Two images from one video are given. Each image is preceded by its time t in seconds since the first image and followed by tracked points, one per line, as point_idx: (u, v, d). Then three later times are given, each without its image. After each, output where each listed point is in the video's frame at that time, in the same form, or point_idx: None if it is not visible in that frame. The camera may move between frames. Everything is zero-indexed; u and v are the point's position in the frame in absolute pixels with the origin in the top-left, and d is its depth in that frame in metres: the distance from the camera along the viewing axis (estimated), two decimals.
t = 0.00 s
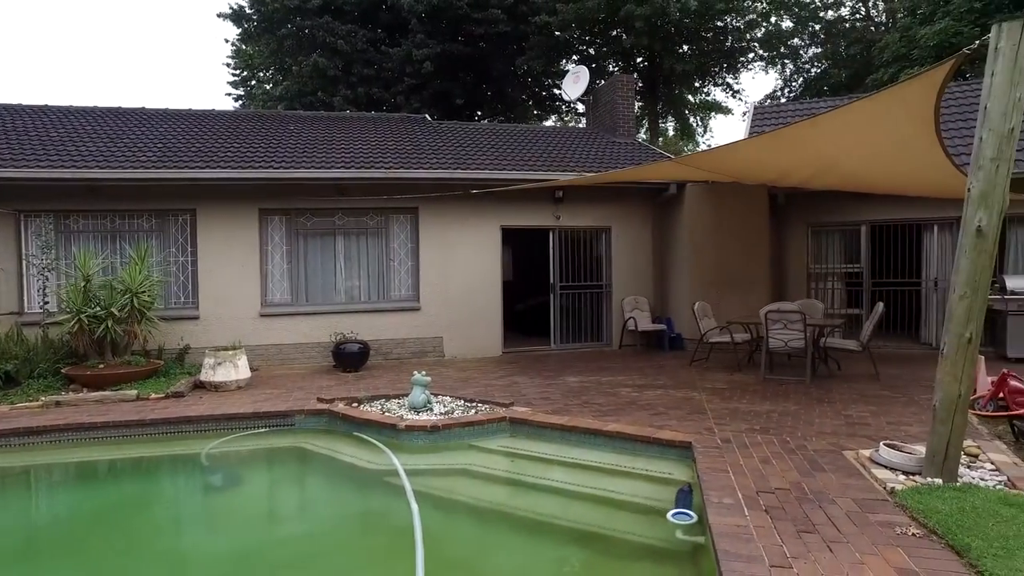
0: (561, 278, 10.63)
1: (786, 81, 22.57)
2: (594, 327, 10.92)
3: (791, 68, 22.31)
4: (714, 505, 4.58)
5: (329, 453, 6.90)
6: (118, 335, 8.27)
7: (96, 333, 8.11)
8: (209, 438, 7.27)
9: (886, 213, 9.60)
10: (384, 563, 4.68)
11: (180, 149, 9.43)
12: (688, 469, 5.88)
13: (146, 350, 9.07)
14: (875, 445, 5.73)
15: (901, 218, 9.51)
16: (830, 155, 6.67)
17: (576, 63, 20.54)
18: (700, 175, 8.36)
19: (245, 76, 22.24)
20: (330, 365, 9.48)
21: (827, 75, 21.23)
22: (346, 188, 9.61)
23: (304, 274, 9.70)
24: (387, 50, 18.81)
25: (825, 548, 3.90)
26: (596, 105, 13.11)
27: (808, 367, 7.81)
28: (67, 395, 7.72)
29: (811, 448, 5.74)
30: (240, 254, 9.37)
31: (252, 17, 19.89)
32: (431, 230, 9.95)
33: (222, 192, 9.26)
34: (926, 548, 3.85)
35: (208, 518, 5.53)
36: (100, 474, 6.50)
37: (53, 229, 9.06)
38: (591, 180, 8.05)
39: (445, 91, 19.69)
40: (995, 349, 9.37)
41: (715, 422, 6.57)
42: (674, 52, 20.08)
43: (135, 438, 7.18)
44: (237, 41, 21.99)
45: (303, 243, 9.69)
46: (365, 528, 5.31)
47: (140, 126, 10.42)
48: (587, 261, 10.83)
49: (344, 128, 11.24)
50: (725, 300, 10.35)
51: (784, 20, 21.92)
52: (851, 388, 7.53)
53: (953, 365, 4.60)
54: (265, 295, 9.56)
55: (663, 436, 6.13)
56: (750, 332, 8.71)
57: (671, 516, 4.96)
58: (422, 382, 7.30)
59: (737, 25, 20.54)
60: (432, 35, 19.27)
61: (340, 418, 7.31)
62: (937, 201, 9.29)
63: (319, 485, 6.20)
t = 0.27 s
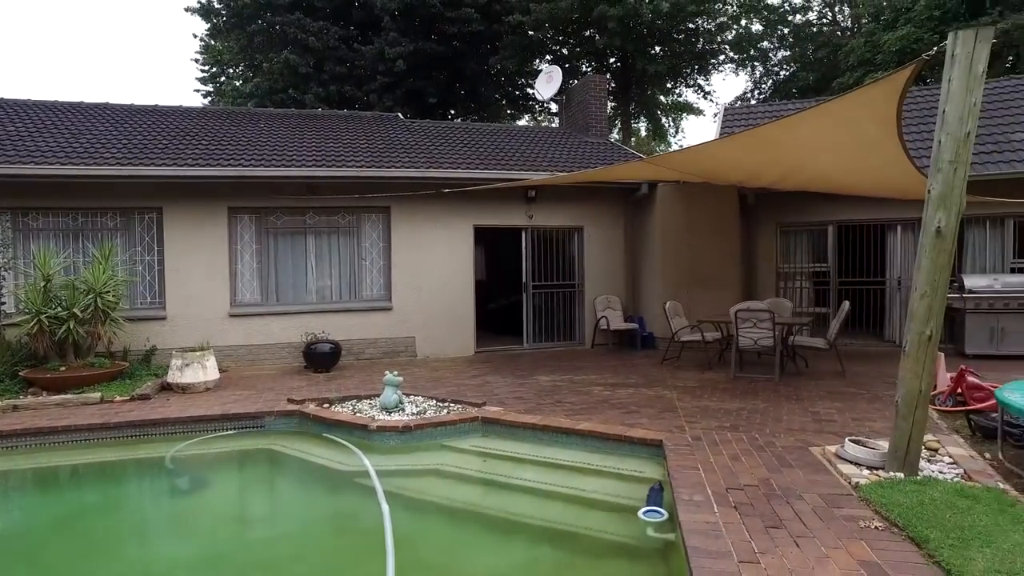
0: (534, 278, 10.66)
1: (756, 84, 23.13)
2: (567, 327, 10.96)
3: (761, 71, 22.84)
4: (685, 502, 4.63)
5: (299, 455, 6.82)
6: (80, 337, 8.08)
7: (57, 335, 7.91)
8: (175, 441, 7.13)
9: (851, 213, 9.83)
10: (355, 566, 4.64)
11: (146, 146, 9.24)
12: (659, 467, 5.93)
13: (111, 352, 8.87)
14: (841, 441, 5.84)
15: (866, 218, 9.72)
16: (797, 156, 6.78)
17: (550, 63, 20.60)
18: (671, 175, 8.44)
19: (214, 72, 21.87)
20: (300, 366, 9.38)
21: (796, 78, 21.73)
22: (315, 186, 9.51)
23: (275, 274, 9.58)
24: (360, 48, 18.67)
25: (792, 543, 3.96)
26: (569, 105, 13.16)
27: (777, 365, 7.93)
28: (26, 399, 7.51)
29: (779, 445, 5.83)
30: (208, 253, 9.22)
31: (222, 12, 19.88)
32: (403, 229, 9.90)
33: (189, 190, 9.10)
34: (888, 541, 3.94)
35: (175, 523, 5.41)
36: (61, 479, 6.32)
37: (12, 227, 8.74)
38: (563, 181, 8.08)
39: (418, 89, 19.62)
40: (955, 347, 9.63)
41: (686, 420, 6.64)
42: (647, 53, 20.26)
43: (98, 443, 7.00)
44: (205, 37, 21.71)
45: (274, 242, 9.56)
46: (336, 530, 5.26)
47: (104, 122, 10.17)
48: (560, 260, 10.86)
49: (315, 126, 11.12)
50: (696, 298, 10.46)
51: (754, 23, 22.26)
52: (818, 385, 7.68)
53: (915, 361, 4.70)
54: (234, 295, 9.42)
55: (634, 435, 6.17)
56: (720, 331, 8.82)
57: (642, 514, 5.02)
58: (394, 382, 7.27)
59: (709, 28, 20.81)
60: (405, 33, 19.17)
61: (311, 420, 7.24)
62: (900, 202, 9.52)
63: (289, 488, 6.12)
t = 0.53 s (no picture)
0: (506, 277, 10.67)
1: (725, 85, 23.48)
2: (539, 326, 10.99)
3: (730, 73, 23.20)
4: (654, 500, 4.67)
5: (267, 457, 6.73)
6: (39, 338, 7.86)
7: (14, 337, 7.69)
8: (139, 445, 6.98)
9: (817, 213, 10.05)
10: (325, 568, 4.59)
11: (108, 142, 9.02)
12: (629, 465, 5.98)
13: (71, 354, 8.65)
14: (806, 437, 5.95)
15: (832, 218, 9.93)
16: (762, 157, 6.90)
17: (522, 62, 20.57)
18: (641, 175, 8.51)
19: (181, 67, 21.47)
20: (269, 367, 9.26)
21: (765, 80, 22.22)
22: (284, 185, 9.40)
23: (243, 273, 9.44)
24: (330, 45, 18.49)
25: (759, 539, 4.02)
26: (540, 105, 13.20)
27: (745, 363, 8.04)
28: None
29: (747, 442, 5.91)
30: (174, 253, 9.05)
31: (188, 7, 19.59)
32: (374, 228, 9.83)
33: (154, 188, 8.92)
34: (851, 534, 4.02)
35: (139, 529, 5.29)
36: (18, 485, 6.13)
37: None
38: (534, 180, 8.09)
39: (390, 88, 19.51)
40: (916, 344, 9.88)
41: (656, 418, 6.70)
42: (619, 53, 20.41)
43: (57, 447, 6.81)
44: (171, 31, 21.28)
45: (242, 241, 9.42)
46: (306, 533, 5.19)
47: (64, 117, 9.90)
48: (533, 260, 10.89)
49: (284, 124, 10.99)
50: (666, 297, 10.57)
51: (725, 26, 22.23)
52: (785, 383, 7.81)
53: (877, 358, 4.80)
54: (201, 295, 9.26)
55: (605, 433, 6.21)
56: (690, 329, 8.91)
57: (612, 511, 5.05)
58: (364, 382, 7.22)
59: (680, 29, 20.88)
60: (376, 30, 19.05)
61: (280, 421, 7.16)
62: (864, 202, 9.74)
63: (257, 490, 6.03)
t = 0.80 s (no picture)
0: (479, 277, 10.66)
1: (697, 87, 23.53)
2: (513, 326, 11.01)
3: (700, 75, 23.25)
4: (625, 498, 4.71)
5: (235, 459, 6.63)
6: None
7: None
8: (102, 449, 6.81)
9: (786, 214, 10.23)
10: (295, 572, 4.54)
11: (70, 138, 8.79)
12: (601, 464, 6.02)
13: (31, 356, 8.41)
14: (774, 434, 6.05)
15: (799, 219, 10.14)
16: (730, 159, 7.00)
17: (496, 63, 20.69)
18: (613, 176, 8.57)
19: (146, 63, 21.05)
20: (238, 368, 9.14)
21: (735, 83, 22.47)
22: (253, 183, 9.27)
23: (211, 273, 9.28)
24: (301, 42, 18.28)
25: (727, 534, 4.08)
26: (513, 105, 13.21)
27: (715, 361, 8.15)
28: None
29: (715, 439, 5.99)
30: (138, 252, 8.86)
31: (154, 1, 19.20)
32: (346, 227, 9.75)
33: (118, 185, 8.72)
34: (816, 529, 4.10)
35: (102, 535, 5.17)
36: None
37: None
38: (506, 180, 8.11)
39: (361, 86, 19.38)
40: (880, 342, 10.12)
41: (627, 417, 6.76)
42: (591, 54, 20.57)
43: (16, 453, 6.61)
44: (136, 25, 20.87)
45: (210, 240, 9.26)
46: (275, 536, 5.13)
47: (22, 112, 9.61)
48: (505, 260, 10.90)
49: (253, 122, 10.83)
50: (638, 297, 10.66)
51: (695, 28, 22.58)
52: (753, 381, 7.94)
53: (841, 356, 4.90)
54: (168, 296, 9.08)
55: (577, 432, 6.24)
56: (661, 329, 9.00)
57: (584, 511, 5.05)
58: (335, 383, 7.16)
59: (651, 31, 21.15)
60: (348, 28, 18.89)
61: (249, 423, 7.06)
62: (830, 203, 9.95)
63: (225, 494, 5.94)
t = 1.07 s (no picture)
0: (453, 277, 10.63)
1: (670, 89, 23.50)
2: (487, 326, 11.01)
3: (673, 77, 23.28)
4: (598, 497, 4.74)
5: (205, 462, 6.53)
6: None
7: None
8: (66, 454, 6.64)
9: (756, 215, 10.39)
10: None
11: (32, 135, 8.55)
12: (574, 463, 6.05)
13: None
14: (744, 432, 6.14)
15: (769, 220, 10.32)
16: (702, 160, 7.07)
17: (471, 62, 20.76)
18: (586, 176, 8.61)
19: (113, 58, 20.68)
20: (208, 369, 9.01)
21: (707, 85, 22.41)
22: (223, 182, 9.14)
23: (180, 273, 9.12)
24: (273, 39, 18.07)
25: (698, 532, 4.13)
26: (488, 105, 13.20)
27: (687, 360, 8.24)
28: None
29: (687, 437, 6.06)
30: (104, 252, 8.67)
31: None
32: (318, 227, 9.65)
33: (83, 184, 8.52)
34: (784, 524, 4.18)
35: (66, 542, 5.05)
36: None
37: None
38: (480, 179, 8.10)
39: (334, 85, 19.25)
40: (847, 340, 10.32)
41: (600, 416, 6.79)
42: (565, 55, 20.70)
43: None
44: (102, 19, 20.49)
45: (180, 240, 9.10)
46: (246, 539, 5.06)
47: None
48: (480, 260, 10.90)
49: (223, 120, 10.67)
50: (611, 297, 10.73)
51: (668, 31, 22.98)
52: (724, 380, 8.04)
53: (809, 355, 4.98)
54: (135, 296, 8.89)
55: (551, 432, 6.26)
56: (634, 328, 9.07)
57: (557, 509, 5.06)
58: (307, 384, 7.09)
59: (625, 33, 21.26)
60: (321, 26, 18.72)
61: (219, 425, 6.96)
62: (799, 205, 10.13)
63: (194, 498, 5.84)
